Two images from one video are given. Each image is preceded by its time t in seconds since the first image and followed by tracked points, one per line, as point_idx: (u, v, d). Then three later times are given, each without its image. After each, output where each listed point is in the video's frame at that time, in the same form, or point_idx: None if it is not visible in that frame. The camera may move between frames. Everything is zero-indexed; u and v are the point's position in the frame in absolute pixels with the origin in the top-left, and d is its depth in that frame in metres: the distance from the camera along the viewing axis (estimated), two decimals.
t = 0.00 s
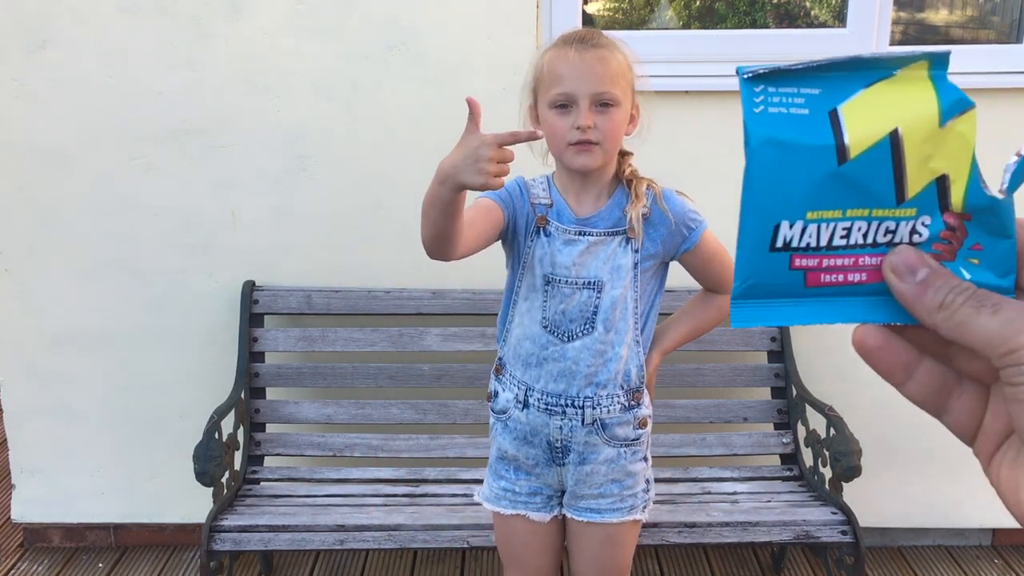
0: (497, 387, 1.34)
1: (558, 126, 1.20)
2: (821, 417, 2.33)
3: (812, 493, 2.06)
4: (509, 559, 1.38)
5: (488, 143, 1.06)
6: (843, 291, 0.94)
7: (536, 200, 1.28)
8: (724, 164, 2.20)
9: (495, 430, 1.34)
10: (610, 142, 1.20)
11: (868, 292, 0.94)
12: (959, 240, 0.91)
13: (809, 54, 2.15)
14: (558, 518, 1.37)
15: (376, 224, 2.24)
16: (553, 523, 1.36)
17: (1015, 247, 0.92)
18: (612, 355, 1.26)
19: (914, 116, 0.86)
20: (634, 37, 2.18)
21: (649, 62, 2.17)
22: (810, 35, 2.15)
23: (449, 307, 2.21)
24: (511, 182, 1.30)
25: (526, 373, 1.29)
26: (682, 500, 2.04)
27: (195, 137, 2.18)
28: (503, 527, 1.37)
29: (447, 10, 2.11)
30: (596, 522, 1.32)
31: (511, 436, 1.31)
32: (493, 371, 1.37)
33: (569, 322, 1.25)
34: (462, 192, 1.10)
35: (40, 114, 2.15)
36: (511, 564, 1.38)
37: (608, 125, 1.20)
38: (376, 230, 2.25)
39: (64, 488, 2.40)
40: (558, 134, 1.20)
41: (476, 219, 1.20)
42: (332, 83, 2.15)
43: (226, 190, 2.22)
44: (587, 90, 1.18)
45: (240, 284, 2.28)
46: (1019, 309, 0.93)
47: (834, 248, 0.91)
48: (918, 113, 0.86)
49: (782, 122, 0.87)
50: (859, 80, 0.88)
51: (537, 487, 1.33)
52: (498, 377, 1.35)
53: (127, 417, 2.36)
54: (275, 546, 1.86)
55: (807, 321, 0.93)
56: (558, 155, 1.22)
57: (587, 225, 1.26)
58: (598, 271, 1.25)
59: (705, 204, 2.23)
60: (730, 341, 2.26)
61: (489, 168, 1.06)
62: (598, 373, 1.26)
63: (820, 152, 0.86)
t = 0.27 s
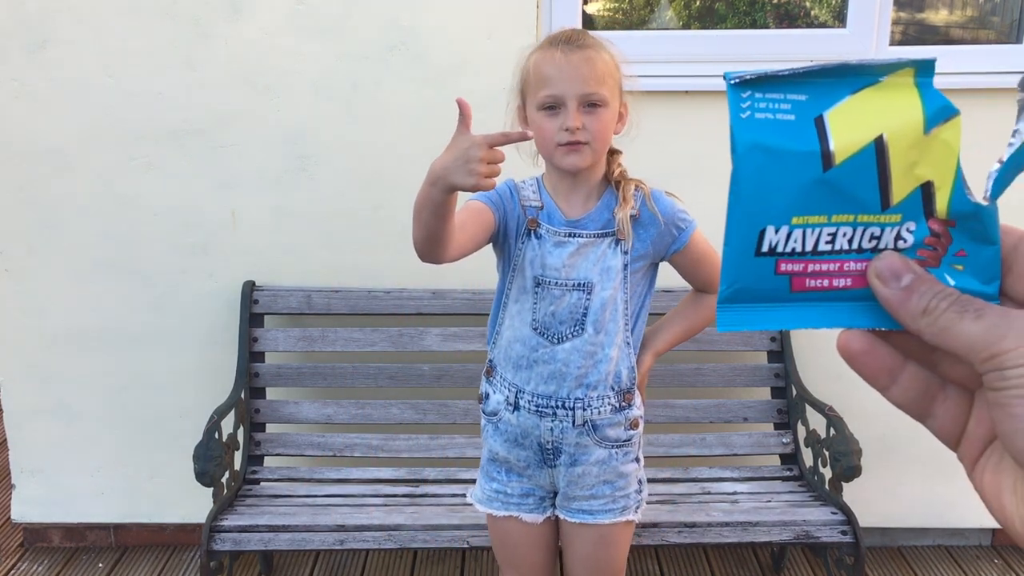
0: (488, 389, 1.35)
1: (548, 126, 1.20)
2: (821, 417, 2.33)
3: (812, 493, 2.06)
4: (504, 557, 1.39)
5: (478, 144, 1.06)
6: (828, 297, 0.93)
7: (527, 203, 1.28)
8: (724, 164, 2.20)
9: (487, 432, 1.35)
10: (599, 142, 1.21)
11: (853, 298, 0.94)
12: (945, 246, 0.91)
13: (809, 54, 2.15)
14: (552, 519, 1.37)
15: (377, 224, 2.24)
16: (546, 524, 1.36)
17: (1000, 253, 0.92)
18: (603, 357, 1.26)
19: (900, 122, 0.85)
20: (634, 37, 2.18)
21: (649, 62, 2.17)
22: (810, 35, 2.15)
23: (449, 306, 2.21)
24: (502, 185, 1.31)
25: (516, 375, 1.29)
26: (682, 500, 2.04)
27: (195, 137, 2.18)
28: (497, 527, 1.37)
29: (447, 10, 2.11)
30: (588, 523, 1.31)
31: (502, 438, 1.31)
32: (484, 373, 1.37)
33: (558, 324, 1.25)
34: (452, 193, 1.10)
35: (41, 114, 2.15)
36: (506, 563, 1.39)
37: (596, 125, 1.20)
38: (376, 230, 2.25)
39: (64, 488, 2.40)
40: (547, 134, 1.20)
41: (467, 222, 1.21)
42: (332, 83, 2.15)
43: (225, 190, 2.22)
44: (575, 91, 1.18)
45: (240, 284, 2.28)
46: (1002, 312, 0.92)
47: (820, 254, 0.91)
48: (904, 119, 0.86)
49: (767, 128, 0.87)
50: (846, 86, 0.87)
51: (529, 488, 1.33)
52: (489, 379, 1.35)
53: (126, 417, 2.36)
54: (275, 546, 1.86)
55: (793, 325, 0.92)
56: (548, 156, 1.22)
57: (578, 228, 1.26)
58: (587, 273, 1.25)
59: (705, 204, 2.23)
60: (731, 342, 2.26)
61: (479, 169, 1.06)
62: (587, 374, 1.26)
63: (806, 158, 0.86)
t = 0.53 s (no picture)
0: (482, 390, 1.35)
1: (551, 123, 1.20)
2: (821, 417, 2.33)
3: (812, 493, 2.06)
4: (503, 556, 1.39)
5: (472, 144, 1.06)
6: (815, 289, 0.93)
7: (519, 202, 1.29)
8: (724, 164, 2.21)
9: (483, 433, 1.35)
10: (602, 135, 1.22)
11: (840, 290, 0.93)
12: (930, 238, 0.91)
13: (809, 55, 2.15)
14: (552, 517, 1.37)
15: (377, 224, 2.25)
16: (547, 522, 1.37)
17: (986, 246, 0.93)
18: (594, 354, 1.26)
19: (887, 114, 0.85)
20: (634, 38, 2.18)
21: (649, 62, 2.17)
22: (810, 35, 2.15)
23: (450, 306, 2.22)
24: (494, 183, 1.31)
25: (510, 375, 1.29)
26: (682, 500, 2.04)
27: (195, 137, 2.18)
28: (499, 524, 1.37)
29: (447, 10, 2.11)
30: (588, 521, 1.32)
31: (499, 438, 1.32)
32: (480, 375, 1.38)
33: (550, 323, 1.25)
34: (446, 193, 1.10)
35: (41, 114, 2.15)
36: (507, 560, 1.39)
37: (598, 118, 1.21)
38: (377, 230, 2.25)
39: (65, 488, 2.40)
40: (551, 131, 1.20)
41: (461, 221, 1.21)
42: (332, 83, 2.15)
43: (225, 190, 2.22)
44: (576, 86, 1.19)
45: (240, 284, 2.29)
46: (993, 310, 0.93)
47: (805, 245, 0.90)
48: (891, 111, 0.85)
49: (753, 119, 0.87)
50: (833, 78, 0.87)
51: (528, 487, 1.34)
52: (483, 379, 1.35)
53: (126, 417, 2.36)
54: (275, 546, 1.86)
55: (779, 317, 0.92)
56: (552, 152, 1.22)
57: (570, 226, 1.26)
58: (578, 271, 1.25)
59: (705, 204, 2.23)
60: (730, 342, 2.27)
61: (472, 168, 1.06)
62: (580, 372, 1.26)
63: (792, 150, 0.86)
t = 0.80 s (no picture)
0: (500, 396, 1.35)
1: (564, 115, 1.21)
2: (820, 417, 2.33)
3: (812, 493, 2.07)
4: (515, 565, 1.38)
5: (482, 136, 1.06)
6: (809, 280, 0.93)
7: (530, 206, 1.29)
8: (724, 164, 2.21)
9: (501, 439, 1.35)
10: (616, 125, 1.22)
11: (834, 283, 0.94)
12: (925, 232, 0.91)
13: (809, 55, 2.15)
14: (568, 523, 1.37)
15: (377, 224, 2.25)
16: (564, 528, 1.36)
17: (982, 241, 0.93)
18: (613, 358, 1.26)
19: (882, 107, 0.86)
20: (634, 37, 2.18)
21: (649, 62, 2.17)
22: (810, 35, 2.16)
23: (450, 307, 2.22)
24: (501, 194, 1.32)
25: (528, 380, 1.29)
26: (682, 500, 2.04)
27: (195, 137, 2.18)
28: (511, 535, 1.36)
29: (446, 10, 2.11)
30: (609, 525, 1.31)
31: (517, 444, 1.31)
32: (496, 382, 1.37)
33: (567, 327, 1.26)
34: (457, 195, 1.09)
35: (40, 113, 2.15)
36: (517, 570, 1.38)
37: (613, 109, 1.21)
38: (377, 230, 2.25)
39: (64, 488, 2.40)
40: (564, 123, 1.21)
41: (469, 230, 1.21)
42: (332, 83, 2.15)
43: (225, 190, 2.22)
44: (587, 78, 1.20)
45: (240, 284, 2.29)
46: (990, 310, 0.93)
47: (801, 238, 0.90)
48: (887, 103, 0.86)
49: (750, 110, 0.86)
50: (828, 70, 0.87)
51: (546, 493, 1.33)
52: (500, 385, 1.35)
53: (126, 417, 2.36)
54: (275, 546, 1.87)
55: (774, 308, 0.92)
56: (566, 145, 1.22)
57: (582, 229, 1.27)
58: (593, 274, 1.25)
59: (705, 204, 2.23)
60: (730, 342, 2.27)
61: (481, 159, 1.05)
62: (599, 375, 1.26)
63: (789, 141, 0.85)
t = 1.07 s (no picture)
0: (516, 384, 1.35)
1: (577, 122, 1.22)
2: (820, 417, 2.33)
3: (812, 493, 2.06)
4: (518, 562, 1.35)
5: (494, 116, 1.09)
6: (801, 267, 0.92)
7: (549, 199, 1.32)
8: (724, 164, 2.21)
9: (513, 427, 1.35)
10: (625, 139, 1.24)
11: (828, 269, 0.92)
12: (916, 218, 0.90)
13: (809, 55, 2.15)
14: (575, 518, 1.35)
15: (377, 224, 2.25)
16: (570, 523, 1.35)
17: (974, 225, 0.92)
18: (628, 348, 1.27)
19: (870, 93, 0.85)
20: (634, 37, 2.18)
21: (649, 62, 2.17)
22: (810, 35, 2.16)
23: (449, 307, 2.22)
24: (523, 185, 1.35)
25: (543, 369, 1.30)
26: (682, 500, 2.04)
27: (195, 137, 2.19)
28: (517, 527, 1.35)
29: (446, 9, 2.11)
30: (616, 519, 1.30)
31: (530, 433, 1.31)
32: (511, 372, 1.39)
33: (582, 317, 1.27)
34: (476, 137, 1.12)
35: (41, 113, 2.16)
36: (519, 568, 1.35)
37: (624, 123, 1.23)
38: (377, 230, 2.25)
39: (64, 488, 2.40)
40: (576, 130, 1.23)
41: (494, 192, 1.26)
42: (332, 83, 2.15)
43: (225, 190, 2.22)
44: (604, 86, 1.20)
45: (240, 284, 2.29)
46: (987, 307, 0.93)
47: (791, 224, 0.90)
48: (874, 89, 0.85)
49: (738, 97, 0.87)
50: (816, 57, 0.88)
51: (556, 483, 1.32)
52: (518, 374, 1.35)
53: (126, 417, 2.36)
54: (275, 546, 1.87)
55: (767, 295, 0.91)
56: (576, 151, 1.25)
57: (596, 219, 1.29)
58: (606, 265, 1.27)
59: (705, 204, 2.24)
60: (730, 342, 2.27)
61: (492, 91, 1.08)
62: (613, 365, 1.26)
63: (777, 127, 0.86)
